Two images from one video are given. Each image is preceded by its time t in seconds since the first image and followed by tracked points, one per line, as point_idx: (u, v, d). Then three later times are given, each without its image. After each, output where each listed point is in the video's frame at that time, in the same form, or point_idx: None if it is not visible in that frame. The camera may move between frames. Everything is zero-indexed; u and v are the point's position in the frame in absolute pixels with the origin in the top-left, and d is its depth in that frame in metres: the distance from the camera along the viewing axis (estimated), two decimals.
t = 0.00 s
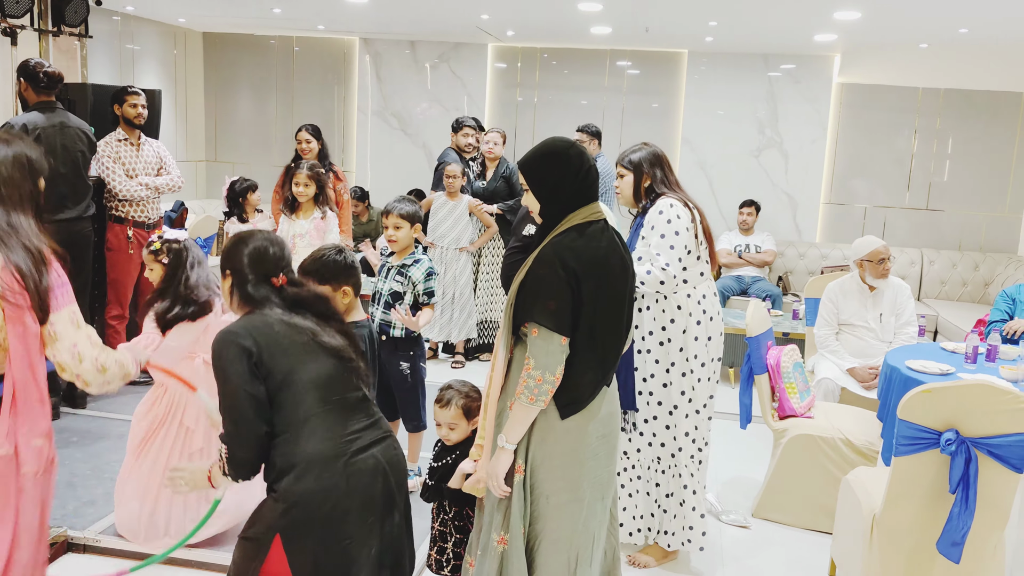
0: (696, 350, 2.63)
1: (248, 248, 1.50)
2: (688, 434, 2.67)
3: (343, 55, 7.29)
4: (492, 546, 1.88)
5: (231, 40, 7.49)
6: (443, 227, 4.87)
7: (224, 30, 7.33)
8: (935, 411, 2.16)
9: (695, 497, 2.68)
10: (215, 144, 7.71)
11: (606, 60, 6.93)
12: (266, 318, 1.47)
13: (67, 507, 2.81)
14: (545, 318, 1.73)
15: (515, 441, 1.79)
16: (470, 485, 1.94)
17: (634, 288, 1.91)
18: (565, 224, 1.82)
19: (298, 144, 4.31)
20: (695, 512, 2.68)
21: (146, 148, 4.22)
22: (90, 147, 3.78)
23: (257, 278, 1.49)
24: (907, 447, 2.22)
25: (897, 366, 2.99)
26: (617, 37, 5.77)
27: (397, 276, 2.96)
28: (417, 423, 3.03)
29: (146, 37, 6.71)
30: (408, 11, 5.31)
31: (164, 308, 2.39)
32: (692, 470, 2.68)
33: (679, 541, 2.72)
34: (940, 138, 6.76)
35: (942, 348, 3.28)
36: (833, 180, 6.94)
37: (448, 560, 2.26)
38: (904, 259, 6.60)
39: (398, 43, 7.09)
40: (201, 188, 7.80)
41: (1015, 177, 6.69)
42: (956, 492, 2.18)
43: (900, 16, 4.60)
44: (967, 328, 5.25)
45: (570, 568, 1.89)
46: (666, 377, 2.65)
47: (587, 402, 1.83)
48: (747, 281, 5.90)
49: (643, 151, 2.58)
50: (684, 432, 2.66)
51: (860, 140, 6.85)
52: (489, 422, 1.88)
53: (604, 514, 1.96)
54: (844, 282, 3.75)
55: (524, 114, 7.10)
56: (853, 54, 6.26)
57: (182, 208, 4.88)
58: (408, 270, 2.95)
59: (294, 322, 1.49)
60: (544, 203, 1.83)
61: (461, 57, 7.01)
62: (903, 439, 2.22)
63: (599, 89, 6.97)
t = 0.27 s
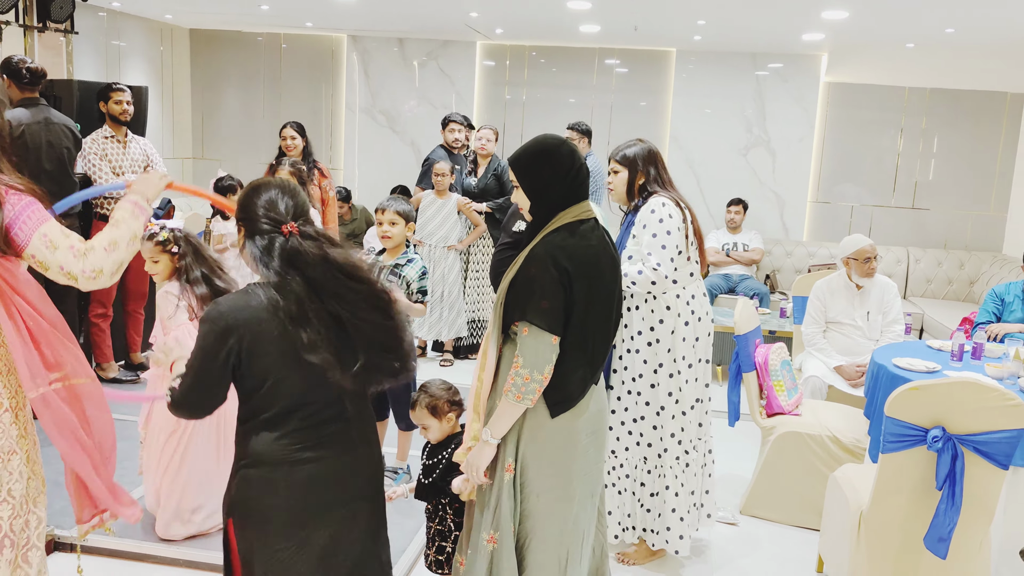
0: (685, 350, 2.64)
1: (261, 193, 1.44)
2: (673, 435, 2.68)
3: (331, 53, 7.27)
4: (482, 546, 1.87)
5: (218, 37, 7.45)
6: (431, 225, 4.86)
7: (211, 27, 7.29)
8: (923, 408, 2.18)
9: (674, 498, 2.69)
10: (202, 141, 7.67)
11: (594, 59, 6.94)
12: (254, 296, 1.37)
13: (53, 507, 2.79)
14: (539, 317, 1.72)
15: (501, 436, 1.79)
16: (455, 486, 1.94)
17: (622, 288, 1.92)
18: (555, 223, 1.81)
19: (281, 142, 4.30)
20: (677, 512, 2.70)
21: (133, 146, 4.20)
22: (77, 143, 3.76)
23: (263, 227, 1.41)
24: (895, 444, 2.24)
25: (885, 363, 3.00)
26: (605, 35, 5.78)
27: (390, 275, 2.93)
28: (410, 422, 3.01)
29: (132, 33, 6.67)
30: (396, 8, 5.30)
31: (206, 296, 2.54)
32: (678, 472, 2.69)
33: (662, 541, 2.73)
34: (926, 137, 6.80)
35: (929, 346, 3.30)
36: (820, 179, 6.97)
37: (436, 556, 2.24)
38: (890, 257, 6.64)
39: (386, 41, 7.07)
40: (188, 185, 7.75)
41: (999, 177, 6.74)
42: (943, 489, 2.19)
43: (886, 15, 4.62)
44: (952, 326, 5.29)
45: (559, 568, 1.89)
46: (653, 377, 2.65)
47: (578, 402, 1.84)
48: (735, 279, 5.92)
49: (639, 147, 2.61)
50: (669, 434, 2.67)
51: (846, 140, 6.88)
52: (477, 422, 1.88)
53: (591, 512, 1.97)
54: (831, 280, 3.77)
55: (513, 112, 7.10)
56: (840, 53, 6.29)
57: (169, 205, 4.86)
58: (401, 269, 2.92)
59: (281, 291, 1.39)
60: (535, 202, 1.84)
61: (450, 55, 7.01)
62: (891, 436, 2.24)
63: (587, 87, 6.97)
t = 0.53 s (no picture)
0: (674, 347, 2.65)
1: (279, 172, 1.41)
2: (653, 434, 2.68)
3: (323, 47, 7.24)
4: (477, 542, 1.87)
5: (209, 30, 7.41)
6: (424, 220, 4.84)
7: (201, 20, 7.25)
8: (914, 404, 2.18)
9: (648, 496, 2.70)
10: (192, 135, 7.63)
11: (586, 55, 6.93)
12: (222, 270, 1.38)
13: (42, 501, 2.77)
14: (528, 313, 1.72)
15: (495, 434, 1.80)
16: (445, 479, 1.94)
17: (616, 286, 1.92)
18: (550, 218, 1.81)
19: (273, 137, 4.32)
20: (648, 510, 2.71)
21: (123, 139, 4.17)
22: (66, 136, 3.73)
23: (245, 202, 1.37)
24: (887, 440, 2.24)
25: (876, 360, 3.01)
26: (598, 31, 5.77)
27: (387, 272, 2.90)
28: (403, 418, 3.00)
29: (122, 26, 6.62)
30: (389, 3, 5.28)
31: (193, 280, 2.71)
32: (655, 470, 2.70)
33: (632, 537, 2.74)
34: (916, 136, 6.82)
35: (920, 343, 3.31)
36: (811, 176, 6.99)
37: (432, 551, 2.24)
38: (881, 255, 6.66)
39: (379, 36, 7.05)
40: (178, 180, 7.71)
41: (990, 175, 6.77)
42: (934, 484, 2.20)
43: (878, 13, 4.63)
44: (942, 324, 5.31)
45: (552, 564, 1.89)
46: (640, 373, 2.65)
47: (569, 398, 1.83)
48: (726, 276, 5.93)
49: (653, 141, 2.60)
50: (650, 432, 2.67)
51: (838, 137, 6.90)
52: (467, 415, 1.87)
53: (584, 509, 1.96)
54: (822, 277, 3.77)
55: (505, 107, 7.09)
56: (832, 51, 6.31)
57: (159, 200, 4.85)
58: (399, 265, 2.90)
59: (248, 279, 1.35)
60: (530, 198, 1.83)
61: (442, 50, 6.99)
62: (883, 432, 2.24)
63: (580, 83, 6.97)
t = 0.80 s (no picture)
0: (663, 344, 2.65)
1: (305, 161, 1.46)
2: (636, 427, 2.70)
3: (316, 42, 7.21)
4: (466, 539, 1.87)
5: (201, 24, 7.38)
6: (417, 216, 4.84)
7: (194, 13, 7.21)
8: (904, 402, 2.19)
9: (623, 488, 2.73)
10: (185, 129, 7.60)
11: (580, 51, 6.92)
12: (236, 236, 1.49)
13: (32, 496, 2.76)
14: (519, 310, 1.72)
15: (487, 434, 1.80)
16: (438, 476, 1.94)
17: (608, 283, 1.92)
18: (542, 215, 1.81)
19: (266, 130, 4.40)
20: (621, 502, 2.73)
21: (114, 133, 4.17)
22: (56, 130, 3.72)
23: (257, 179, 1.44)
24: (876, 438, 2.26)
25: (867, 358, 3.02)
26: (591, 27, 5.77)
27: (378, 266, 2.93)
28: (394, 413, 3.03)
29: (114, 19, 6.59)
30: None
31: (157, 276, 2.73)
32: (634, 463, 2.73)
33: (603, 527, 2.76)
34: (908, 134, 6.84)
35: (911, 341, 3.33)
36: (803, 174, 7.00)
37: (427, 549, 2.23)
38: (872, 252, 6.68)
39: (372, 30, 7.03)
40: (170, 174, 7.67)
41: (981, 174, 6.79)
42: (923, 482, 2.21)
43: (871, 12, 4.64)
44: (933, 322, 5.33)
45: (542, 562, 1.89)
46: (629, 367, 2.65)
47: (559, 395, 1.83)
48: (718, 273, 5.94)
49: (670, 139, 2.59)
50: (633, 425, 2.70)
51: (830, 135, 6.91)
52: (459, 410, 1.88)
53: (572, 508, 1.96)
54: (814, 275, 3.78)
55: (499, 103, 7.08)
56: (825, 48, 6.32)
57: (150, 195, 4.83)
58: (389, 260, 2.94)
59: (242, 253, 1.42)
60: (521, 194, 1.83)
61: (436, 45, 6.97)
62: (873, 429, 2.26)
63: (574, 79, 6.96)
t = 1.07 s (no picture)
0: (653, 336, 2.66)
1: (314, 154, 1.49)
2: (625, 418, 2.72)
3: (307, 37, 7.18)
4: (451, 534, 1.88)
5: (192, 18, 7.35)
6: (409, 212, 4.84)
7: (185, 8, 7.18)
8: (892, 398, 2.20)
9: (611, 479, 2.76)
10: (176, 124, 7.56)
11: (573, 48, 6.92)
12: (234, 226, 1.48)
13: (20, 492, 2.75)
14: (503, 306, 1.71)
15: (471, 429, 1.80)
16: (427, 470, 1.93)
17: (597, 279, 1.92)
18: (530, 211, 1.81)
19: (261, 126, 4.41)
20: (610, 492, 2.76)
21: (103, 128, 4.15)
22: (44, 124, 3.69)
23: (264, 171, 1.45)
24: (864, 435, 2.27)
25: (856, 355, 3.03)
26: (583, 24, 5.77)
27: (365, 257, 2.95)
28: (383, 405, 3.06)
29: (103, 13, 6.55)
30: None
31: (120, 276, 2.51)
32: (621, 454, 2.75)
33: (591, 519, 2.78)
34: (900, 132, 6.86)
35: (900, 338, 3.34)
36: (795, 171, 7.02)
37: (409, 538, 2.23)
38: (863, 250, 6.70)
39: (364, 26, 7.01)
40: (160, 169, 7.64)
41: (971, 172, 6.81)
42: (911, 478, 2.22)
43: (862, 10, 4.65)
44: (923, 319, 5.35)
45: (528, 559, 1.89)
46: (619, 359, 2.65)
47: (545, 393, 1.82)
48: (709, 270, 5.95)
49: (676, 137, 2.62)
50: (621, 417, 2.72)
51: (821, 132, 6.92)
52: (446, 406, 1.87)
53: (559, 506, 1.97)
54: (805, 272, 3.79)
55: (491, 100, 7.07)
56: (816, 46, 6.33)
57: (140, 189, 4.79)
58: (374, 250, 2.97)
59: (251, 246, 1.43)
60: (511, 190, 1.83)
61: (428, 41, 6.96)
62: (862, 426, 2.26)
63: (566, 76, 6.96)
